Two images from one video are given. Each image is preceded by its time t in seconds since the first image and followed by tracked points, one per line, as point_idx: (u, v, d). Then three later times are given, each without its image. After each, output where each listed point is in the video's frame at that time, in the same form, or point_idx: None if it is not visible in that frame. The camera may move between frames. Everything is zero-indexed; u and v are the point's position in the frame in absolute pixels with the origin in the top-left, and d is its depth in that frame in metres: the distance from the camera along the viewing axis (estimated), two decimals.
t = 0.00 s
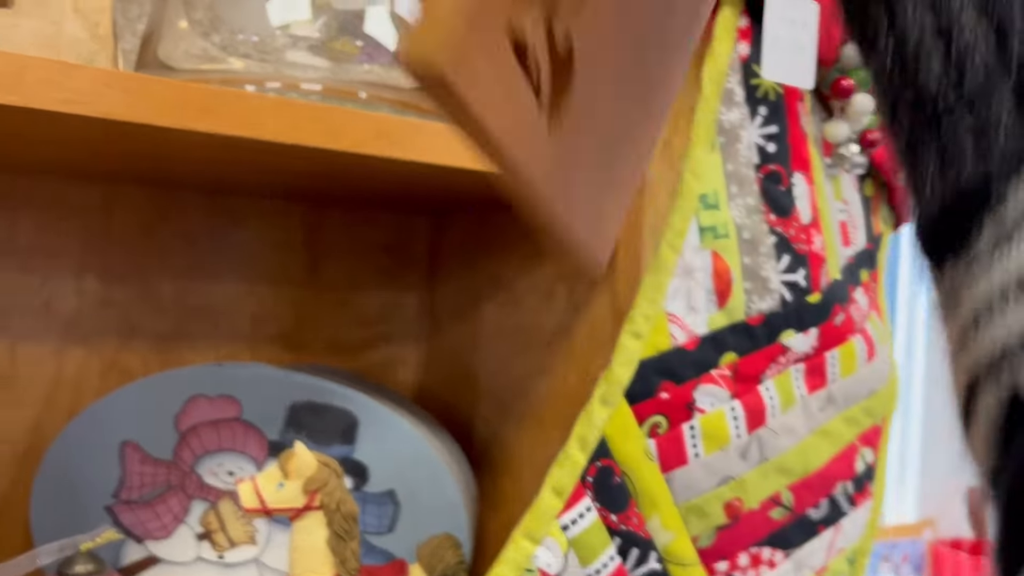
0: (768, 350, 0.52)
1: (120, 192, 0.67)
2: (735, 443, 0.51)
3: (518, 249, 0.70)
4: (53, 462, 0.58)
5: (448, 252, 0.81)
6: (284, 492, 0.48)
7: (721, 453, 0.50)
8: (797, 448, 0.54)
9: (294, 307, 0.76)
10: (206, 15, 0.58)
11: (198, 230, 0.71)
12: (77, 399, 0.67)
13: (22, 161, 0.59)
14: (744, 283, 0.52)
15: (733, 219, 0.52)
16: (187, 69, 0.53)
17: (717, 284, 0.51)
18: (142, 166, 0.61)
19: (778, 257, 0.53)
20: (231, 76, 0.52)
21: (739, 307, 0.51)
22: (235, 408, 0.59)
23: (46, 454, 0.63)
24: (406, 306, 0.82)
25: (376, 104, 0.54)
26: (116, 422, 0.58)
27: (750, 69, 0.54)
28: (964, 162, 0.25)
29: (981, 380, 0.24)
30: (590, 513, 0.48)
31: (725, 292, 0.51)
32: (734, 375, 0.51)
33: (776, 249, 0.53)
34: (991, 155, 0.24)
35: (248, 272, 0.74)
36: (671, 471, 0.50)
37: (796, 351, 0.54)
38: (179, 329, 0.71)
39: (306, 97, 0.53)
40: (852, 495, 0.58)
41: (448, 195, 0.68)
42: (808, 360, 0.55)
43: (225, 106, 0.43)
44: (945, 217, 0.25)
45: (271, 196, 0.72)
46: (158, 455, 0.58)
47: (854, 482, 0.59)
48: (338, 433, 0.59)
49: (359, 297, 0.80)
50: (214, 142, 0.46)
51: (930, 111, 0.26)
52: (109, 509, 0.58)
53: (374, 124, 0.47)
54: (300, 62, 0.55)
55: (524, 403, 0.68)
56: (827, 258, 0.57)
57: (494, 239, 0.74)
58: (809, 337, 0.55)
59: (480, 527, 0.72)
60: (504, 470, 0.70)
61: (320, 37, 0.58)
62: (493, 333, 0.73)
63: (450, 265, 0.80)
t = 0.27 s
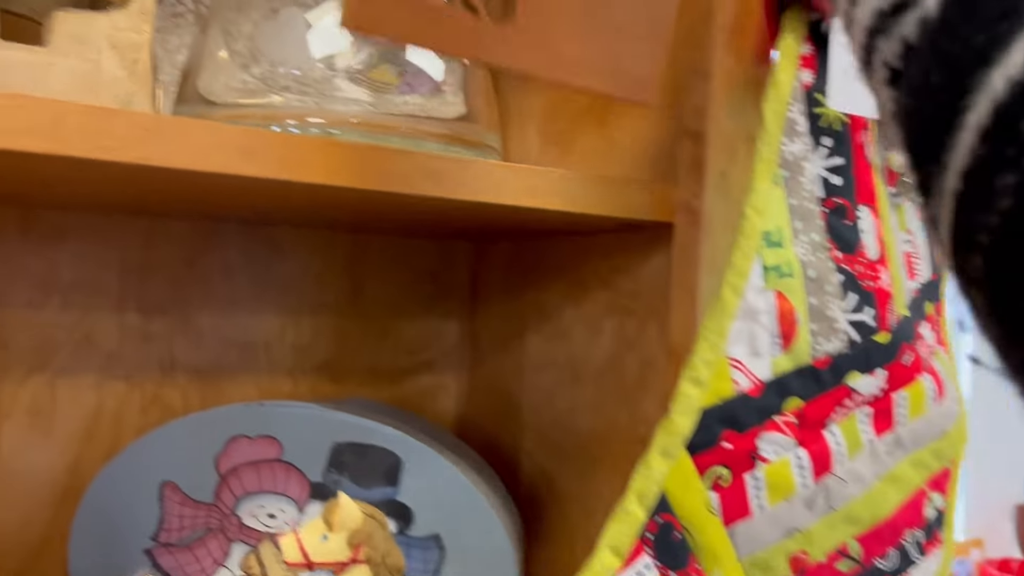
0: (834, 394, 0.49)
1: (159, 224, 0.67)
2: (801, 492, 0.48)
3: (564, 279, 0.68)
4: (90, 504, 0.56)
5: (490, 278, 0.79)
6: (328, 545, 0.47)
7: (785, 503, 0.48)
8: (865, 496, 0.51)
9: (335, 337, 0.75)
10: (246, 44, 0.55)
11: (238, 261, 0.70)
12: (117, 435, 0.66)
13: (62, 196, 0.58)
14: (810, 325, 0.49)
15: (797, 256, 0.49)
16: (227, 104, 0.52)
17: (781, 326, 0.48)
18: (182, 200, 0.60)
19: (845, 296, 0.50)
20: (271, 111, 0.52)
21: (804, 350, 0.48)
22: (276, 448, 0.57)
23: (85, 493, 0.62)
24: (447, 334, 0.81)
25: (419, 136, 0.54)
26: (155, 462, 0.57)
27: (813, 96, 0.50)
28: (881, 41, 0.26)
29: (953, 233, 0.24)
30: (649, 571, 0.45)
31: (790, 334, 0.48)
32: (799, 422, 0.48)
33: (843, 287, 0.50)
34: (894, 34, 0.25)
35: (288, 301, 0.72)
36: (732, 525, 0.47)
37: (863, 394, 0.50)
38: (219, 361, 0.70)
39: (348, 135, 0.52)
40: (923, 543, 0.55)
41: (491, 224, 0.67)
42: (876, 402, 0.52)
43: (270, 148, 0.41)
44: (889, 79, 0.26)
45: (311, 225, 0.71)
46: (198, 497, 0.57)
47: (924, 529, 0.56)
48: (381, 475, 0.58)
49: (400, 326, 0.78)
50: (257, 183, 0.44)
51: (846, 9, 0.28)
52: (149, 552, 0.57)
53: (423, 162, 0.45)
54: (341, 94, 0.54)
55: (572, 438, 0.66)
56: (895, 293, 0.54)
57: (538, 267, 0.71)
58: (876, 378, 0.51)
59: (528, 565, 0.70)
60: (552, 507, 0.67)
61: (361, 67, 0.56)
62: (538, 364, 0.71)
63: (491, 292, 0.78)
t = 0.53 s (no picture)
0: (908, 446, 0.47)
1: (199, 258, 0.66)
2: (874, 550, 0.45)
3: (613, 313, 0.66)
4: (134, 542, 0.56)
5: (534, 309, 0.78)
6: None
7: (858, 562, 0.45)
8: (941, 552, 0.48)
9: (376, 370, 0.73)
10: (289, 77, 0.54)
11: (279, 294, 0.69)
12: (158, 473, 0.65)
13: (104, 234, 0.57)
14: (882, 371, 0.47)
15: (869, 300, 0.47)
16: (272, 142, 0.50)
17: (852, 375, 0.46)
18: (224, 238, 0.59)
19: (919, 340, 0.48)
20: (318, 151, 0.48)
21: (876, 398, 0.46)
22: (322, 492, 0.56)
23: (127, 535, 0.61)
24: (489, 365, 0.79)
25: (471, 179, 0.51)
26: (200, 506, 0.56)
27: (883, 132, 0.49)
28: (806, 124, 0.25)
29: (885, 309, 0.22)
30: None
31: (861, 384, 0.46)
32: (872, 476, 0.46)
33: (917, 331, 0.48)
34: (815, 120, 0.24)
35: (330, 335, 0.71)
36: None
37: (938, 444, 0.48)
38: (260, 396, 0.69)
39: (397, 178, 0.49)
40: None
41: (539, 258, 0.65)
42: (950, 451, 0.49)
43: (322, 198, 0.40)
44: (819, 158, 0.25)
45: (353, 258, 0.69)
46: (242, 542, 0.56)
47: None
48: (429, 520, 0.56)
49: (442, 357, 0.77)
50: (306, 230, 0.43)
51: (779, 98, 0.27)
52: None
53: (477, 207, 0.43)
54: (385, 131, 0.51)
55: (621, 478, 0.64)
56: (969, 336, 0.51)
57: (586, 300, 0.70)
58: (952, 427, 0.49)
59: None
60: (600, 548, 0.66)
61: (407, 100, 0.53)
62: (585, 399, 0.69)
63: (536, 324, 0.77)
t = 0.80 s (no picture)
0: (958, 452, 0.45)
1: (224, 260, 0.65)
2: (921, 561, 0.43)
3: (644, 315, 0.64)
4: (158, 544, 0.56)
5: (562, 311, 0.76)
6: None
7: (905, 573, 0.43)
8: (993, 564, 0.46)
9: (402, 374, 0.72)
10: (313, 76, 0.53)
11: (304, 297, 0.68)
12: (182, 478, 0.64)
13: (127, 235, 0.56)
14: (930, 374, 0.45)
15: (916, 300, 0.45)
16: (296, 140, 0.49)
17: (898, 378, 0.44)
18: (248, 239, 0.58)
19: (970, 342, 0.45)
20: (342, 149, 0.47)
21: (923, 402, 0.44)
22: (347, 498, 0.55)
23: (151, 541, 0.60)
24: (516, 368, 0.78)
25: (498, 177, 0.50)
26: (225, 511, 0.55)
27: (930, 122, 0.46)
28: (836, 72, 0.23)
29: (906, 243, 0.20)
30: None
31: (908, 387, 0.44)
32: (920, 483, 0.44)
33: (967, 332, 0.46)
34: (847, 67, 0.23)
35: (355, 338, 0.70)
36: None
37: (988, 450, 0.46)
38: (284, 401, 0.68)
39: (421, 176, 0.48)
40: None
41: (568, 259, 0.63)
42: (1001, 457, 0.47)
43: (346, 194, 0.38)
44: (847, 105, 0.23)
45: (379, 260, 0.68)
46: (266, 549, 0.55)
47: None
48: (457, 528, 0.55)
49: (468, 360, 0.75)
50: (332, 229, 0.42)
51: (808, 50, 0.25)
52: None
53: (506, 203, 0.42)
54: (409, 128, 0.50)
55: (654, 485, 0.62)
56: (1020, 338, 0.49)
57: (616, 301, 0.68)
58: (1003, 433, 0.46)
59: None
60: (632, 557, 0.64)
61: (433, 97, 0.51)
62: (615, 403, 0.67)
63: (565, 327, 0.75)
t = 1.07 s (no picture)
0: (1002, 461, 0.43)
1: (247, 264, 0.64)
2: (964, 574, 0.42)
3: (671, 319, 0.63)
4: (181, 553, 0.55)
5: (587, 316, 0.75)
6: None
7: None
8: None
9: (426, 379, 0.72)
10: (336, 78, 0.52)
11: (327, 301, 0.67)
12: (205, 484, 0.64)
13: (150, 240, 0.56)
14: (971, 380, 0.43)
15: (956, 303, 0.43)
16: (318, 142, 0.49)
17: (938, 384, 0.42)
18: (271, 244, 0.57)
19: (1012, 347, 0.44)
20: (365, 152, 0.47)
21: (965, 409, 0.43)
22: (370, 506, 0.54)
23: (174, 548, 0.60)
24: (541, 374, 0.77)
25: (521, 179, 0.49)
26: (248, 519, 0.54)
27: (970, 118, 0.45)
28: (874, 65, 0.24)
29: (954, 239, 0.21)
30: None
31: (950, 393, 0.42)
32: (962, 493, 0.42)
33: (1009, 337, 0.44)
34: (885, 62, 0.23)
35: (378, 343, 0.70)
36: None
37: None
38: (308, 407, 0.67)
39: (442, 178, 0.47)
40: None
41: (594, 262, 0.62)
42: None
43: (369, 197, 0.38)
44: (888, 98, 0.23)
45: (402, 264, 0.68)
46: (289, 557, 0.54)
47: None
48: (482, 537, 0.54)
49: (492, 366, 0.74)
50: (355, 232, 0.41)
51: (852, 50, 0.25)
52: None
53: (532, 206, 0.41)
54: (432, 130, 0.49)
55: (683, 493, 0.61)
56: None
57: (643, 306, 0.67)
58: None
59: None
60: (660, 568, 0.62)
61: (456, 99, 0.51)
62: (642, 410, 0.66)
63: (590, 331, 0.74)
